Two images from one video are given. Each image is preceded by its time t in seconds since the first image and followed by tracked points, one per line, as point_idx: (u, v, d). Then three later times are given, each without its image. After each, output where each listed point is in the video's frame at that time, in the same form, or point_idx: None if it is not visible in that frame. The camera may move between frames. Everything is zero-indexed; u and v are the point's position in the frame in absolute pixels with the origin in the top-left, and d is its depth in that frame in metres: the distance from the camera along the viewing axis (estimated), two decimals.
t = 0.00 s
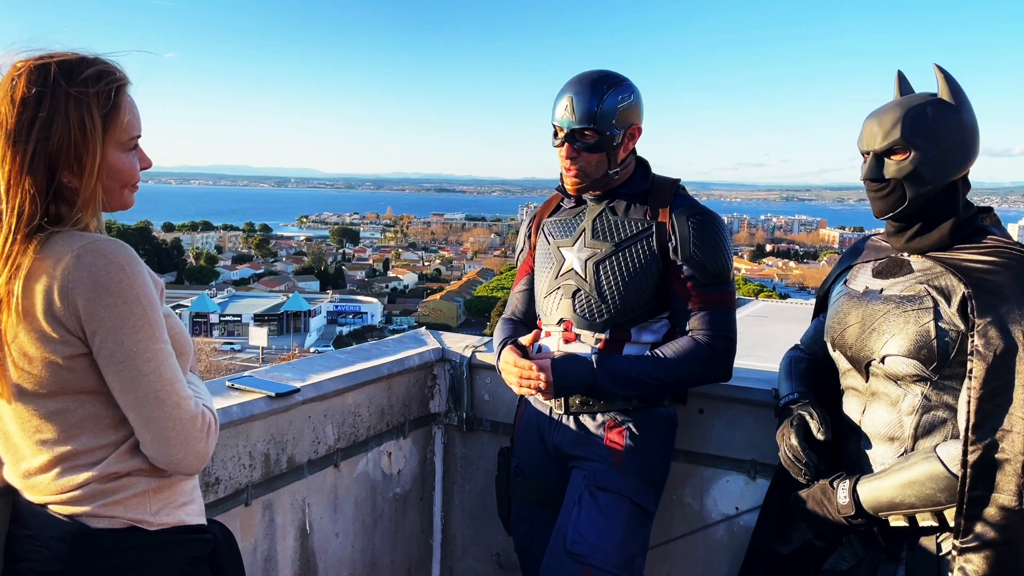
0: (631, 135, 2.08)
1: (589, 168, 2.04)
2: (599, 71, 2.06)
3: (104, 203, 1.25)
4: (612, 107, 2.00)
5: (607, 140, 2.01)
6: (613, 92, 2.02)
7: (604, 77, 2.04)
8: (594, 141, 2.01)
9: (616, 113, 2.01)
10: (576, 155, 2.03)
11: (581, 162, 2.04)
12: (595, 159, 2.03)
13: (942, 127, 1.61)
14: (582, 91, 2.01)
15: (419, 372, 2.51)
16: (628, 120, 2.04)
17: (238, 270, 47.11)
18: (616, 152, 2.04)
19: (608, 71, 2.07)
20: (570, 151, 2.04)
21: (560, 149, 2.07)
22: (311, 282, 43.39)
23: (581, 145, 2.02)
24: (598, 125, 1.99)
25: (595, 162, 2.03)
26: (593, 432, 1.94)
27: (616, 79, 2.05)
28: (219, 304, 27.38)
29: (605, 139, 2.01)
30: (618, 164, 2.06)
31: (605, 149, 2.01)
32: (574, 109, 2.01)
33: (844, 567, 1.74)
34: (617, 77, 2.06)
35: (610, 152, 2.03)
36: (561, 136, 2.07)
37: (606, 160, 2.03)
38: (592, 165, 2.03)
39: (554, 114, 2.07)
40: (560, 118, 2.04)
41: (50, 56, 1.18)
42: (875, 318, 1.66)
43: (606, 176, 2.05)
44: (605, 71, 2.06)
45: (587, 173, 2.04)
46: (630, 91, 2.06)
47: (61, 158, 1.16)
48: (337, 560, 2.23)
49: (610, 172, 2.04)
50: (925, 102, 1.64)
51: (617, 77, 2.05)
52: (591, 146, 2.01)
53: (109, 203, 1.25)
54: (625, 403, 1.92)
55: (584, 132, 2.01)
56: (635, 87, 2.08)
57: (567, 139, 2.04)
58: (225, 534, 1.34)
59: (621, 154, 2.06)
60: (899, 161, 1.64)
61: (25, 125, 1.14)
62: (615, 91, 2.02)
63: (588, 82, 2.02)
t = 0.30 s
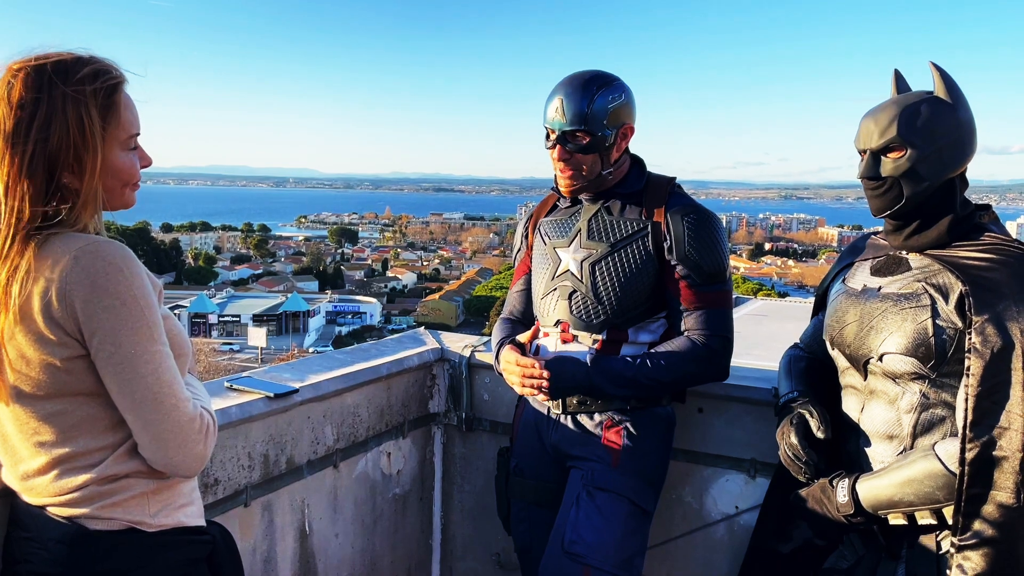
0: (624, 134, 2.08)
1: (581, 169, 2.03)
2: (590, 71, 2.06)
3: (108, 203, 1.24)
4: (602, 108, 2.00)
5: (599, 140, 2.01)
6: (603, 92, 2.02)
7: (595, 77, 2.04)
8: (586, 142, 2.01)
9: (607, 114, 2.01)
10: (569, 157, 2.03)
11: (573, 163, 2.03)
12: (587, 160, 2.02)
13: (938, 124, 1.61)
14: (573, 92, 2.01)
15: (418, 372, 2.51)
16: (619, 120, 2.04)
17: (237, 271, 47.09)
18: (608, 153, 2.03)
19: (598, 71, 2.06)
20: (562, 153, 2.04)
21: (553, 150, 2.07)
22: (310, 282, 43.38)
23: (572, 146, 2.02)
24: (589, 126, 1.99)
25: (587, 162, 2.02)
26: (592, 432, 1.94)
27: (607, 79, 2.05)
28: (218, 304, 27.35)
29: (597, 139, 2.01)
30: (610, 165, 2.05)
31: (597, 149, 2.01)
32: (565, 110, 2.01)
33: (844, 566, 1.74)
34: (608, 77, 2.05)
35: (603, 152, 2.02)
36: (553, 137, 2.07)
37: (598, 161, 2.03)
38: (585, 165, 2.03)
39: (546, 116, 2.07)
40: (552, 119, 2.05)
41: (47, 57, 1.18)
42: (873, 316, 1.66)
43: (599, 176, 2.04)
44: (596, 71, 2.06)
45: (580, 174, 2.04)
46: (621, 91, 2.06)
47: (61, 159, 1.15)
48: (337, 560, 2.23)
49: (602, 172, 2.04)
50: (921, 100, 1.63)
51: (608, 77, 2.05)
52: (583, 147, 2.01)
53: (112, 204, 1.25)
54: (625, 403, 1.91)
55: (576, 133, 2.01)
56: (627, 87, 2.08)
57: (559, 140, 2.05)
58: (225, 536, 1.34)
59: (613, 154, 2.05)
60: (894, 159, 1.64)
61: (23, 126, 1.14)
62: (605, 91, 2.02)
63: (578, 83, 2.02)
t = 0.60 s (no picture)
0: (620, 133, 2.08)
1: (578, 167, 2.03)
2: (586, 70, 2.06)
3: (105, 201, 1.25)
4: (598, 107, 2.00)
5: (595, 138, 2.01)
6: (598, 91, 2.02)
7: (590, 76, 2.04)
8: (582, 141, 2.01)
9: (602, 112, 2.01)
10: (564, 155, 2.03)
11: (570, 161, 2.03)
12: (584, 159, 2.02)
13: (937, 123, 1.61)
14: (568, 91, 2.01)
15: (417, 373, 2.51)
16: (615, 119, 2.04)
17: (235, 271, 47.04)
18: (605, 152, 2.04)
19: (593, 70, 2.06)
20: (558, 152, 2.04)
21: (549, 150, 2.07)
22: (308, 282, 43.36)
23: (568, 144, 2.02)
24: (585, 125, 1.99)
25: (584, 161, 2.02)
26: (591, 431, 1.94)
27: (601, 79, 2.05)
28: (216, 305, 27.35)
29: (593, 138, 2.01)
30: (607, 163, 2.05)
31: (593, 148, 2.01)
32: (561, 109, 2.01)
33: (843, 565, 1.74)
34: (603, 77, 2.06)
35: (599, 152, 2.02)
36: (549, 137, 2.06)
37: (595, 160, 2.03)
38: (581, 164, 2.03)
39: (542, 115, 2.06)
40: (547, 118, 2.04)
41: (36, 59, 1.17)
42: (870, 314, 1.66)
43: (595, 176, 2.04)
44: (591, 70, 2.06)
45: (577, 173, 2.04)
46: (616, 89, 2.06)
47: (56, 160, 1.15)
48: (336, 561, 2.23)
49: (599, 171, 2.04)
50: (920, 98, 1.64)
51: (603, 76, 2.05)
52: (579, 146, 2.01)
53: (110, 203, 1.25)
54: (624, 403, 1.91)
55: (572, 132, 2.01)
56: (622, 85, 2.08)
57: (555, 140, 2.04)
58: (224, 539, 1.34)
59: (610, 153, 2.06)
60: (893, 156, 1.64)
61: (17, 130, 1.13)
62: (600, 90, 2.02)
63: (574, 82, 2.02)
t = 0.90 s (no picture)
0: (612, 130, 2.07)
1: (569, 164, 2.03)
2: (579, 69, 2.07)
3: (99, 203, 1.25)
4: (588, 102, 2.01)
5: (584, 134, 2.00)
6: (588, 87, 2.02)
7: (580, 75, 2.05)
8: (572, 135, 2.00)
9: (592, 108, 2.01)
10: (555, 150, 2.04)
11: (561, 157, 2.03)
12: (575, 154, 2.02)
13: (928, 123, 1.62)
14: (559, 88, 2.02)
15: (414, 373, 2.51)
16: (606, 115, 2.04)
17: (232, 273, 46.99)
18: (596, 148, 2.03)
19: (587, 69, 2.08)
20: (550, 147, 2.05)
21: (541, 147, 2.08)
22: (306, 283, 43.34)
23: (558, 139, 2.02)
24: (575, 119, 1.99)
25: (574, 156, 2.02)
26: (589, 431, 1.95)
27: (593, 76, 2.06)
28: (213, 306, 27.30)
29: (583, 132, 2.00)
30: (598, 160, 2.04)
31: (584, 143, 2.01)
32: (552, 105, 2.02)
33: (840, 563, 1.75)
34: (594, 75, 2.07)
35: (589, 146, 2.02)
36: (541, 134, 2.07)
37: (586, 155, 2.02)
38: (572, 159, 2.02)
39: (536, 114, 2.07)
40: (540, 116, 2.05)
41: (30, 61, 1.17)
42: (864, 313, 1.67)
43: (586, 171, 2.03)
44: (584, 69, 2.08)
45: (568, 169, 2.03)
46: (608, 87, 2.06)
47: (51, 161, 1.15)
48: (334, 562, 2.23)
49: (590, 167, 2.03)
50: (912, 99, 1.65)
51: (594, 74, 2.06)
52: (569, 140, 2.01)
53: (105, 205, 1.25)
54: (622, 401, 1.93)
55: (563, 126, 2.02)
56: (615, 84, 2.09)
57: (546, 136, 2.05)
58: (223, 541, 1.35)
59: (601, 149, 2.05)
60: (886, 157, 1.65)
61: (12, 131, 1.13)
62: (591, 86, 2.03)
63: (566, 80, 2.04)
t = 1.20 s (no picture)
0: (612, 125, 2.08)
1: (574, 160, 2.03)
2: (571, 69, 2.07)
3: (98, 206, 1.24)
4: (588, 100, 2.02)
5: (588, 129, 2.01)
6: (586, 85, 2.03)
7: (576, 74, 2.06)
8: (576, 132, 2.01)
9: (593, 105, 2.02)
10: (561, 148, 2.02)
11: (565, 155, 2.03)
12: (579, 150, 2.02)
13: (918, 124, 1.62)
14: (558, 87, 2.03)
15: (412, 374, 2.51)
16: (605, 111, 2.05)
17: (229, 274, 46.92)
18: (599, 142, 2.04)
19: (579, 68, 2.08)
20: (555, 145, 2.03)
21: (543, 146, 2.06)
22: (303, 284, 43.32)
23: (563, 136, 2.01)
24: (579, 116, 2.00)
25: (579, 153, 2.02)
26: (586, 430, 1.95)
27: (587, 74, 2.06)
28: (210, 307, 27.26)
29: (587, 129, 2.01)
30: (602, 155, 2.06)
31: (587, 139, 2.01)
32: (552, 104, 2.02)
33: (838, 561, 1.74)
34: (588, 73, 2.07)
35: (592, 142, 2.03)
36: (542, 133, 2.07)
37: (590, 151, 2.03)
38: (577, 156, 2.02)
39: (535, 114, 2.07)
40: (540, 116, 2.05)
41: (35, 61, 1.17)
42: (859, 313, 1.68)
43: (591, 167, 2.04)
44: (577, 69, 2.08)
45: (573, 166, 2.03)
46: (604, 83, 2.07)
47: (51, 163, 1.15)
48: (331, 563, 2.23)
49: (595, 162, 2.04)
50: (901, 100, 1.65)
51: (588, 71, 2.07)
52: (573, 137, 2.01)
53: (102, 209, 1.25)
54: (617, 401, 1.93)
55: (567, 124, 2.01)
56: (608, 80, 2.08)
57: (549, 134, 2.04)
58: (219, 542, 1.35)
59: (604, 145, 2.06)
60: (877, 158, 1.65)
61: (14, 130, 1.13)
62: (588, 84, 2.03)
63: (563, 79, 2.04)
